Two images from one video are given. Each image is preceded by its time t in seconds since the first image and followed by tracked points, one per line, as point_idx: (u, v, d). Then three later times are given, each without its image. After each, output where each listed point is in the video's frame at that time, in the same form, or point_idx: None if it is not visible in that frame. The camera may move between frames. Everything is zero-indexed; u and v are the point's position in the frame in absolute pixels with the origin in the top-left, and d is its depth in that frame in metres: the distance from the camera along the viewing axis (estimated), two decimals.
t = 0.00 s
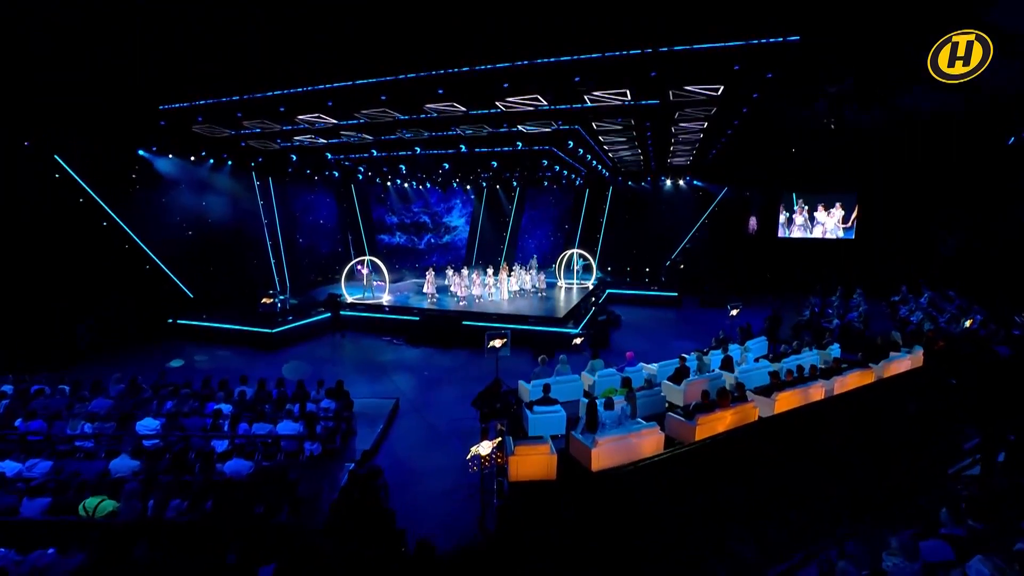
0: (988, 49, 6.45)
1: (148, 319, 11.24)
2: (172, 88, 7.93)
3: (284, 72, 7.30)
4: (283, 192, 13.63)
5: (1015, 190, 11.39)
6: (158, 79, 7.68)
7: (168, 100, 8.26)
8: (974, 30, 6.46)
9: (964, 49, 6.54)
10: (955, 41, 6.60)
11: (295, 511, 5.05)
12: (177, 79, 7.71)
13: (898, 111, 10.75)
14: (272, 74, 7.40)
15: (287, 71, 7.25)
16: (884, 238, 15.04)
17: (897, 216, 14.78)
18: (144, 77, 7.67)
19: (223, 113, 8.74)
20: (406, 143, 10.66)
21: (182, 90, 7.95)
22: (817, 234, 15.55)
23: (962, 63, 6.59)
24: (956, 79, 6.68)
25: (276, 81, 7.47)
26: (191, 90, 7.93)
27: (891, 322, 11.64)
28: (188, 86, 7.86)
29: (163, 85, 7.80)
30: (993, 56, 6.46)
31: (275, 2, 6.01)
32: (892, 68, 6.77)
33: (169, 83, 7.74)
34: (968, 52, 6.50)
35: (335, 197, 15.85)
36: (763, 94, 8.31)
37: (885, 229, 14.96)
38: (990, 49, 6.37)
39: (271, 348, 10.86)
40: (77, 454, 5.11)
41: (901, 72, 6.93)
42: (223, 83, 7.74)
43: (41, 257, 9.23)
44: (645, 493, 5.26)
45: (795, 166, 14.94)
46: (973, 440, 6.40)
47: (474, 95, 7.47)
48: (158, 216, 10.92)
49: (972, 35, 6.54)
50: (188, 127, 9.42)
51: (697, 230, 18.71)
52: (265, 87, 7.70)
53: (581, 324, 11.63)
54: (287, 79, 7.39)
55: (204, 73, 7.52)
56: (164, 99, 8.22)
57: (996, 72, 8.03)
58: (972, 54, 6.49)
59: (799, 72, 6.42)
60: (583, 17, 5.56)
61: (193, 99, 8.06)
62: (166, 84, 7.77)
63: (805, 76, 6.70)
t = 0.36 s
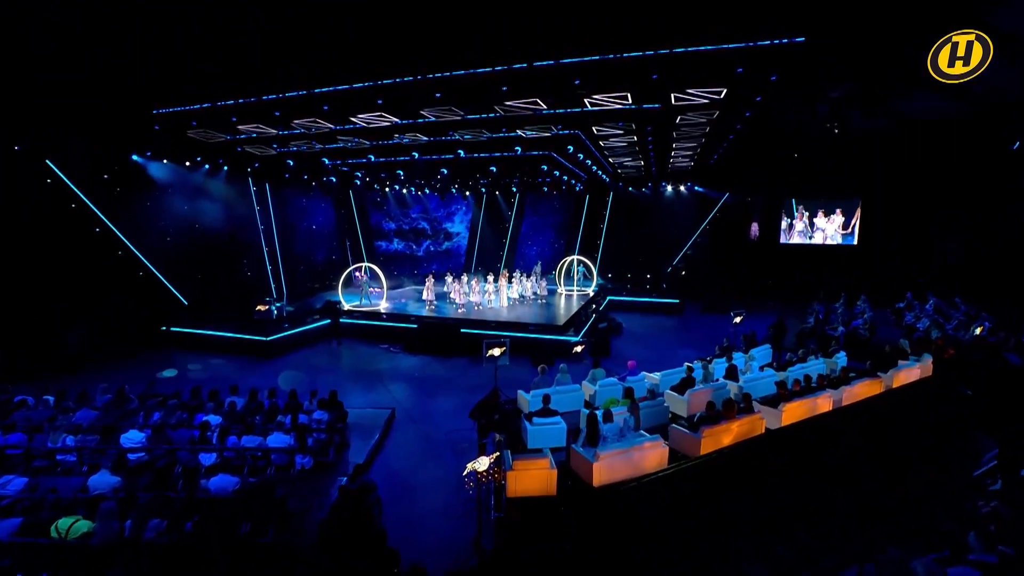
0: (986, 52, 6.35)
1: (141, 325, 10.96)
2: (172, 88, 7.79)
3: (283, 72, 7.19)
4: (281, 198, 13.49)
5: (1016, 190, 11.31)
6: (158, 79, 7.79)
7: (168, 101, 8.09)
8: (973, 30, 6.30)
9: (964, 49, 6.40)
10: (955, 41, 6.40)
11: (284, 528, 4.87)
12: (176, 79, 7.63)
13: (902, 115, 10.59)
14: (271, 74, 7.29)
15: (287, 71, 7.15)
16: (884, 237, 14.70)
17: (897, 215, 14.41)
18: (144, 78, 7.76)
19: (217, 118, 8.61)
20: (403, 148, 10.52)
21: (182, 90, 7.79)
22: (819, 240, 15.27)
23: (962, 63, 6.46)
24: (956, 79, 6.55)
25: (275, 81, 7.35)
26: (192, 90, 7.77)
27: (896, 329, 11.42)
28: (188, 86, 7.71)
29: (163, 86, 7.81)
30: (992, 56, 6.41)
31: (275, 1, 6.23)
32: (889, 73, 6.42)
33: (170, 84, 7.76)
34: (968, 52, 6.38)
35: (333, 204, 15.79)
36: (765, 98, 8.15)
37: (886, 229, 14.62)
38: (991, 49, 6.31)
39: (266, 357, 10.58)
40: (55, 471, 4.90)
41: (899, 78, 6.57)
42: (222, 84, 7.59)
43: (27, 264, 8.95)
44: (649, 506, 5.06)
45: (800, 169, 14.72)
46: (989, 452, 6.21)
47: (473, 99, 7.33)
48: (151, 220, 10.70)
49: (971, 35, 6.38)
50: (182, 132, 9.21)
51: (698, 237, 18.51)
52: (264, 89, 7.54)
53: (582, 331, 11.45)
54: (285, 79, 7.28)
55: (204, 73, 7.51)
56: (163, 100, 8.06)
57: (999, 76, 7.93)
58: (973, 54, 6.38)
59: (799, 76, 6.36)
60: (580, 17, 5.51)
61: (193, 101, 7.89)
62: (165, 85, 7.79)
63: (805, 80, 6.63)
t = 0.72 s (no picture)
0: (989, 49, 5.37)
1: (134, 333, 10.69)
2: (172, 88, 7.70)
3: (283, 72, 7.11)
4: (278, 205, 13.28)
5: (1016, 190, 10.87)
6: (158, 79, 7.61)
7: (167, 101, 7.97)
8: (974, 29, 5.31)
9: (964, 49, 5.43)
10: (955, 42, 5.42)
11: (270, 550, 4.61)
12: (176, 79, 7.52)
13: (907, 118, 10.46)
14: (272, 74, 7.18)
15: (287, 71, 7.07)
16: (883, 237, 14.66)
17: (896, 216, 14.39)
18: (144, 78, 7.59)
19: (212, 124, 8.45)
20: (401, 153, 10.36)
21: (182, 90, 7.67)
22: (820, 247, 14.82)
23: (961, 62, 5.48)
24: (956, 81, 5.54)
25: (276, 80, 7.24)
26: (192, 90, 7.64)
27: (902, 337, 11.15)
28: (188, 85, 7.59)
29: (163, 86, 7.71)
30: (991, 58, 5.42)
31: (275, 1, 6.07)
32: (886, 73, 5.57)
33: (170, 84, 7.66)
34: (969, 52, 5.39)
35: (331, 211, 15.58)
36: (769, 102, 8.00)
37: (885, 229, 14.57)
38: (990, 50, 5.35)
39: (261, 366, 10.35)
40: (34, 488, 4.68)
41: (897, 78, 5.70)
42: (223, 84, 7.45)
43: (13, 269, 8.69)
44: (657, 523, 4.83)
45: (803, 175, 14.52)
46: (1007, 464, 6.00)
47: (471, 103, 7.16)
48: (144, 225, 10.44)
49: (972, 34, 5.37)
50: (176, 137, 9.12)
51: (700, 243, 18.34)
52: (264, 89, 7.35)
53: (583, 339, 11.23)
54: (286, 80, 7.18)
55: (204, 73, 7.37)
56: (162, 100, 7.93)
57: (1006, 80, 7.81)
58: (974, 53, 5.38)
59: (804, 82, 6.25)
60: (581, 16, 5.37)
61: (192, 101, 7.77)
62: (165, 85, 7.68)
63: (809, 87, 6.55)
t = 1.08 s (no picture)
0: (989, 49, 5.24)
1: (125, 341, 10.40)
2: (172, 88, 7.39)
3: (284, 72, 6.85)
4: (272, 212, 12.90)
5: (1015, 190, 10.81)
6: (159, 79, 7.24)
7: (165, 101, 7.70)
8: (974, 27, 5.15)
9: (964, 49, 5.27)
10: (954, 41, 5.28)
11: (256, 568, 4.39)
12: (176, 79, 7.22)
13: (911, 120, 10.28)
14: (272, 74, 6.93)
15: (287, 71, 6.82)
16: (883, 237, 14.34)
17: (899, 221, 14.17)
18: (144, 77, 7.21)
19: (206, 125, 8.29)
20: (399, 158, 10.18)
21: (182, 90, 7.40)
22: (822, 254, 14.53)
23: (962, 63, 5.33)
24: (956, 80, 5.36)
25: (276, 81, 6.99)
26: (192, 90, 7.38)
27: (910, 345, 10.88)
28: (188, 86, 7.30)
29: (163, 86, 7.35)
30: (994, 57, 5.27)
31: (275, 1, 5.70)
32: (887, 72, 5.46)
33: (170, 84, 7.32)
34: (968, 51, 5.26)
35: (328, 217, 15.38)
36: (775, 104, 7.79)
37: (885, 228, 14.27)
38: (992, 48, 5.20)
39: (254, 374, 10.12)
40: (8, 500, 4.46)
41: (897, 77, 5.60)
42: (223, 84, 7.19)
43: None
44: (669, 541, 4.58)
45: (810, 180, 14.20)
46: None
47: (469, 106, 7.06)
48: (135, 230, 10.20)
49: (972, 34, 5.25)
50: (169, 142, 8.87)
51: (704, 246, 18.01)
52: (265, 89, 7.17)
53: (584, 347, 11.00)
54: (287, 79, 6.94)
55: (204, 73, 7.03)
56: (157, 101, 7.68)
57: (1014, 82, 7.68)
58: (974, 54, 5.24)
59: (815, 84, 6.09)
60: (582, 16, 5.14)
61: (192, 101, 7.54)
62: (166, 84, 7.32)
63: (820, 88, 6.38)
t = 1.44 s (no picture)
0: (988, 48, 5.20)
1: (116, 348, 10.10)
2: (172, 88, 7.16)
3: (284, 73, 6.63)
4: (267, 214, 12.86)
5: (1015, 190, 10.51)
6: (159, 79, 7.04)
7: (162, 102, 7.48)
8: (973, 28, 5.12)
9: (964, 49, 5.20)
10: (955, 41, 5.19)
11: None
12: (176, 79, 7.02)
13: (918, 124, 10.09)
14: (272, 74, 6.71)
15: (287, 71, 6.61)
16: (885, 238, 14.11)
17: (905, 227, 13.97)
18: (144, 77, 7.01)
19: (198, 128, 8.08)
20: (396, 162, 10.00)
21: (182, 91, 7.17)
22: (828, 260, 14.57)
23: (962, 63, 5.25)
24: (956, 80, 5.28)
25: (276, 81, 6.78)
26: (193, 90, 7.16)
27: (920, 353, 10.59)
28: (187, 86, 7.08)
29: (163, 86, 7.14)
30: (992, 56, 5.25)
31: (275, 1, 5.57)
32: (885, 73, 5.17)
33: (170, 84, 7.11)
34: (968, 51, 5.19)
35: (324, 221, 15.25)
36: (782, 105, 7.59)
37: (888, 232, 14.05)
38: (990, 48, 5.20)
39: (248, 383, 9.82)
40: None
41: (895, 78, 5.25)
42: (223, 84, 6.98)
43: None
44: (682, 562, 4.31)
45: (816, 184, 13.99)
46: None
47: (469, 107, 6.85)
48: (126, 235, 9.92)
49: (972, 35, 5.20)
50: (162, 146, 8.63)
51: (705, 254, 17.44)
52: (265, 90, 6.94)
53: (586, 355, 10.74)
54: (287, 80, 6.72)
55: (204, 73, 6.86)
56: (153, 102, 7.47)
57: None
58: (974, 53, 5.17)
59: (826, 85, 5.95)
60: (581, 16, 5.00)
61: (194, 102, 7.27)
62: (166, 85, 7.11)
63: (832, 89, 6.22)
